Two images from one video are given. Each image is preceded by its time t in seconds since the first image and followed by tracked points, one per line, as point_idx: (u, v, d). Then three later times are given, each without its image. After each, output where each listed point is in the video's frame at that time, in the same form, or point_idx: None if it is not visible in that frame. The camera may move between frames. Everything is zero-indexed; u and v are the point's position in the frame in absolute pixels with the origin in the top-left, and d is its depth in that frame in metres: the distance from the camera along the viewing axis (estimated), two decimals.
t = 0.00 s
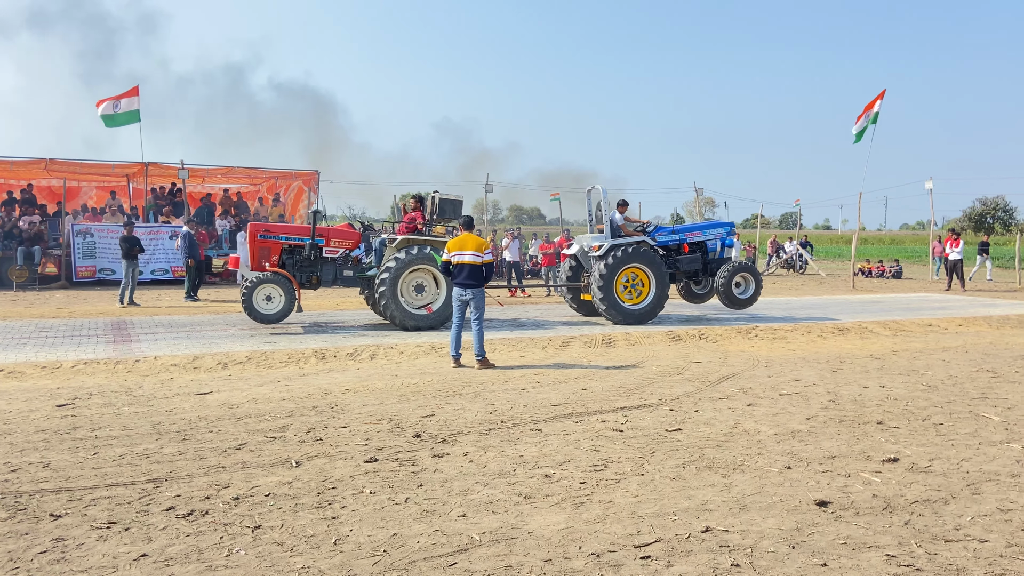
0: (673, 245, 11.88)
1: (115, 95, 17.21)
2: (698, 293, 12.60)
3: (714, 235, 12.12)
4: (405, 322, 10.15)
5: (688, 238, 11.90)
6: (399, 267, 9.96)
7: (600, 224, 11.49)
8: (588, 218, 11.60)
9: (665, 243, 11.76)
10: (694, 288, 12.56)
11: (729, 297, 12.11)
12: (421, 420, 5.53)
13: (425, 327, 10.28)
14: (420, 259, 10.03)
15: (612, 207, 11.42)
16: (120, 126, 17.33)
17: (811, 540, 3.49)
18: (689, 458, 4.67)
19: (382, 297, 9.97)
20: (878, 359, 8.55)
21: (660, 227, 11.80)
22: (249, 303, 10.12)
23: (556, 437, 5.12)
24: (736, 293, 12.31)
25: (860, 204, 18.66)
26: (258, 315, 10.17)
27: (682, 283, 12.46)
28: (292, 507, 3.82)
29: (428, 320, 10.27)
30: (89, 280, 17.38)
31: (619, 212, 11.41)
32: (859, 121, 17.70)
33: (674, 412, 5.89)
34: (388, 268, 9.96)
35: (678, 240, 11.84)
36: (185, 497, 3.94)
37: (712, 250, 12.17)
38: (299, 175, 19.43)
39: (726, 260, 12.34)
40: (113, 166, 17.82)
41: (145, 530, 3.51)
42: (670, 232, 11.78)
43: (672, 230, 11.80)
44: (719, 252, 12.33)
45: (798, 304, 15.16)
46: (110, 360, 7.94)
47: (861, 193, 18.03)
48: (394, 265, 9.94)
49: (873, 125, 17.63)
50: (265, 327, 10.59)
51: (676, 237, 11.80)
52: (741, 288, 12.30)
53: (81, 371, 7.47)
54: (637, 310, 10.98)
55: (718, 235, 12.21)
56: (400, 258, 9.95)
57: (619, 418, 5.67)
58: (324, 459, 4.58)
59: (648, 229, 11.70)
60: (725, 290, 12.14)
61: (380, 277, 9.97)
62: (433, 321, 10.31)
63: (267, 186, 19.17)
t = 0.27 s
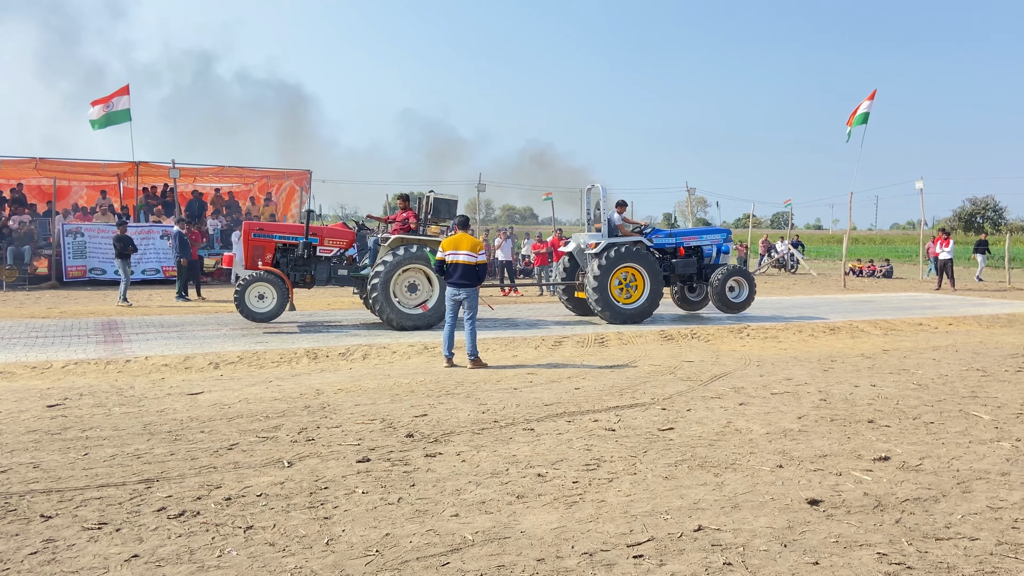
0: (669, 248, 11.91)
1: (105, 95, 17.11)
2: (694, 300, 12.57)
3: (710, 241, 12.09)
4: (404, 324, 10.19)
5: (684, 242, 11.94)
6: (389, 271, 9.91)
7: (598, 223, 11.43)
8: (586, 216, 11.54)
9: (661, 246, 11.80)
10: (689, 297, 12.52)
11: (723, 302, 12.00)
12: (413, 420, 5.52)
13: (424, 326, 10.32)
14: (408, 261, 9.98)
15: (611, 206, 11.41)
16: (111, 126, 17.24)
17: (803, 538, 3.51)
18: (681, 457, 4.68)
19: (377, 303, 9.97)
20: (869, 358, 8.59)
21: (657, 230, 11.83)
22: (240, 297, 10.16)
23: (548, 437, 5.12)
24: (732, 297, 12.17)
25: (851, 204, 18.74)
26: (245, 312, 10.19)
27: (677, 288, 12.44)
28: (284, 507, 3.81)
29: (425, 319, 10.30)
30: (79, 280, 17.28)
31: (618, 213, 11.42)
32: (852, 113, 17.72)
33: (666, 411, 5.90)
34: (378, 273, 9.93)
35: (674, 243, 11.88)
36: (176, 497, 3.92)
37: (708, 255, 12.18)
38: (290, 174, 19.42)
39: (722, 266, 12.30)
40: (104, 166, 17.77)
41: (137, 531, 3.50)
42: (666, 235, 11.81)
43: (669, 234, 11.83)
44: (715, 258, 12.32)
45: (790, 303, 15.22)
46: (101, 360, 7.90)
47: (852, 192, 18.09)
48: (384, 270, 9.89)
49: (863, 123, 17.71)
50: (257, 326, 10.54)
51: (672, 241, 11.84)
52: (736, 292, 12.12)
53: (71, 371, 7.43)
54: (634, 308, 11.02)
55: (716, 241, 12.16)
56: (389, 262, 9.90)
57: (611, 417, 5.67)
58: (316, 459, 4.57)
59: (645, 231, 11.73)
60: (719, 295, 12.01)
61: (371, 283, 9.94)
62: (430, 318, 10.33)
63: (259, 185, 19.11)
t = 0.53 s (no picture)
0: (665, 250, 11.90)
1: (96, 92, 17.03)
2: (689, 302, 12.67)
3: (706, 245, 12.05)
4: (403, 325, 10.21)
5: (680, 244, 11.92)
6: (379, 275, 9.91)
7: (595, 221, 11.49)
8: (583, 215, 11.57)
9: (656, 247, 11.80)
10: (685, 298, 12.63)
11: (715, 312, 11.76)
12: (407, 420, 5.51)
13: (424, 323, 10.34)
14: (395, 263, 9.96)
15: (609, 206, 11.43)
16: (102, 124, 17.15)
17: (796, 537, 3.52)
18: (674, 456, 4.70)
19: (372, 309, 9.97)
20: (861, 357, 8.62)
21: (653, 231, 11.86)
22: (232, 295, 10.06)
23: (542, 436, 5.13)
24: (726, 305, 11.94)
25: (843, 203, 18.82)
26: (233, 309, 10.02)
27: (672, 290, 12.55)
28: (277, 508, 3.80)
29: (423, 315, 10.31)
30: (70, 280, 17.19)
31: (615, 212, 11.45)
32: (841, 113, 17.83)
33: (659, 410, 5.91)
34: (368, 280, 9.92)
35: (670, 246, 11.86)
36: (169, 498, 3.91)
37: (704, 258, 12.11)
38: (283, 174, 19.36)
39: (717, 270, 12.25)
40: (95, 165, 17.71)
41: (129, 532, 3.49)
42: (663, 237, 11.82)
43: (665, 235, 11.84)
44: (711, 262, 12.23)
45: (783, 303, 15.26)
46: (93, 361, 7.87)
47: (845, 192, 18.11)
48: (373, 276, 9.88)
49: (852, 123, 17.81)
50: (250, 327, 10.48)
51: (668, 243, 11.83)
52: (730, 300, 11.91)
53: (63, 372, 7.39)
54: (630, 305, 11.05)
55: (711, 245, 12.14)
56: (377, 267, 9.88)
57: (605, 417, 5.68)
58: (310, 459, 4.56)
59: (641, 233, 11.76)
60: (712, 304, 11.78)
61: (363, 291, 9.93)
62: (428, 314, 10.34)
63: (252, 184, 19.05)
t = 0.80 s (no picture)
0: (659, 249, 11.91)
1: (88, 93, 16.93)
2: (686, 300, 12.70)
3: (700, 242, 12.07)
4: (405, 325, 10.24)
5: (674, 242, 11.94)
6: (368, 282, 9.92)
7: (588, 221, 11.54)
8: (576, 215, 11.63)
9: (650, 246, 11.80)
10: (681, 296, 12.68)
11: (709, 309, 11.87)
12: (401, 420, 5.51)
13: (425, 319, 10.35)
14: (383, 265, 9.93)
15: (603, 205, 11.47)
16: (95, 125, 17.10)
17: (788, 536, 3.53)
18: (668, 456, 4.70)
19: (369, 316, 10.02)
20: (854, 356, 8.65)
21: (646, 230, 11.85)
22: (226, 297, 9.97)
23: (536, 436, 5.13)
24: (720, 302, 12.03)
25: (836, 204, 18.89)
26: (224, 309, 9.89)
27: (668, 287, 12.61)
28: (270, 509, 3.79)
29: (422, 311, 10.30)
30: (62, 280, 17.12)
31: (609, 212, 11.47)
32: (831, 116, 17.89)
33: (653, 410, 5.92)
34: (360, 289, 9.95)
35: (664, 244, 11.87)
36: (162, 498, 3.90)
37: (698, 256, 12.16)
38: (276, 173, 19.32)
39: (712, 267, 12.27)
40: (88, 164, 17.65)
41: (122, 533, 3.47)
42: (656, 236, 11.81)
43: (659, 233, 11.82)
44: (705, 259, 12.27)
45: (777, 302, 15.29)
46: (85, 361, 7.83)
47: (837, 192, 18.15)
48: (363, 284, 9.91)
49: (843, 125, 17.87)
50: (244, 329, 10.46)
51: (662, 242, 11.83)
52: (725, 297, 11.99)
53: (55, 372, 7.36)
54: (626, 302, 11.05)
55: (705, 242, 12.15)
56: (365, 275, 9.89)
57: (599, 417, 5.69)
58: (303, 459, 4.56)
59: (634, 232, 11.80)
60: (707, 302, 11.88)
61: (357, 300, 9.97)
62: (426, 309, 10.32)
63: (245, 184, 19.01)
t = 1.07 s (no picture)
0: (653, 248, 11.99)
1: (81, 94, 16.86)
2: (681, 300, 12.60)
3: (694, 242, 12.14)
4: (405, 324, 10.29)
5: (668, 242, 12.00)
6: (360, 289, 9.94)
7: (581, 221, 11.56)
8: (570, 215, 11.60)
9: (644, 246, 11.89)
10: (675, 296, 12.57)
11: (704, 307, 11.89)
12: (395, 420, 5.50)
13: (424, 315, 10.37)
14: (371, 267, 9.92)
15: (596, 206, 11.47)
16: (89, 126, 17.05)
17: (783, 535, 3.54)
18: (663, 455, 4.71)
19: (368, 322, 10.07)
20: (848, 356, 8.68)
21: (640, 230, 11.94)
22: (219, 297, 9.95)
23: (531, 435, 5.13)
24: (715, 300, 12.06)
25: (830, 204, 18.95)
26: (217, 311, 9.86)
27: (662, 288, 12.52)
28: (265, 509, 3.78)
29: (419, 307, 10.32)
30: (55, 280, 17.06)
31: (603, 211, 11.47)
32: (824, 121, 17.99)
33: (648, 409, 5.93)
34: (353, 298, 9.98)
35: (658, 243, 11.94)
36: (156, 499, 3.89)
37: (692, 256, 12.18)
38: (271, 173, 19.27)
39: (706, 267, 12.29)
40: (81, 164, 17.59)
41: (116, 533, 3.46)
42: (649, 235, 11.92)
43: (653, 233, 11.92)
44: (700, 259, 12.29)
45: (771, 302, 15.33)
46: (78, 361, 7.80)
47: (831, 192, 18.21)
48: (355, 292, 9.93)
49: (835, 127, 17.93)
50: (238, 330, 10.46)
51: (655, 241, 11.92)
52: (719, 295, 12.03)
53: (48, 372, 7.33)
54: (623, 298, 11.08)
55: (699, 242, 12.22)
56: (356, 282, 9.91)
57: (594, 416, 5.69)
58: (298, 460, 4.55)
59: (628, 232, 11.86)
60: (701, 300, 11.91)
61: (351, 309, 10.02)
62: (423, 305, 10.33)
63: (239, 184, 18.96)
